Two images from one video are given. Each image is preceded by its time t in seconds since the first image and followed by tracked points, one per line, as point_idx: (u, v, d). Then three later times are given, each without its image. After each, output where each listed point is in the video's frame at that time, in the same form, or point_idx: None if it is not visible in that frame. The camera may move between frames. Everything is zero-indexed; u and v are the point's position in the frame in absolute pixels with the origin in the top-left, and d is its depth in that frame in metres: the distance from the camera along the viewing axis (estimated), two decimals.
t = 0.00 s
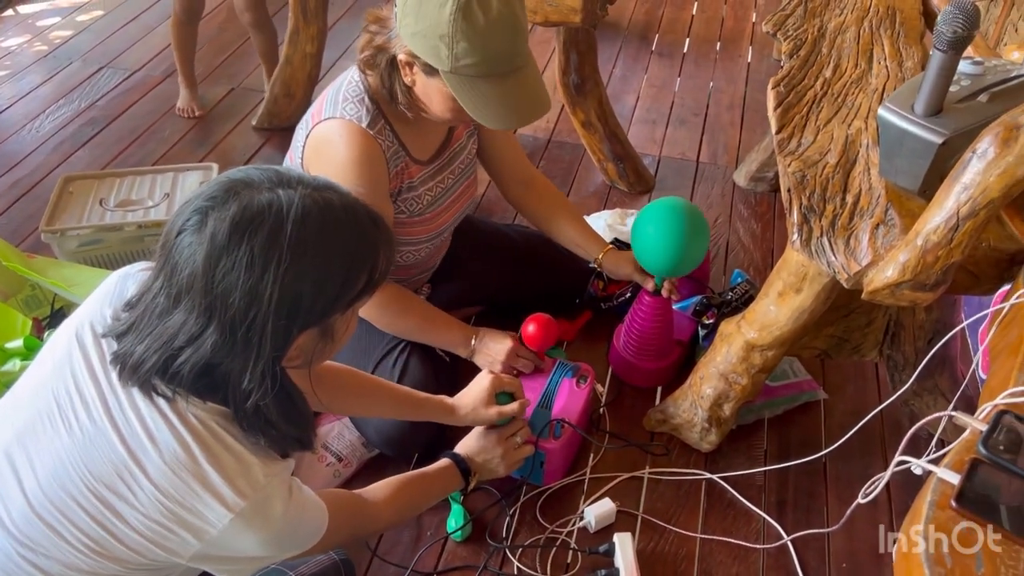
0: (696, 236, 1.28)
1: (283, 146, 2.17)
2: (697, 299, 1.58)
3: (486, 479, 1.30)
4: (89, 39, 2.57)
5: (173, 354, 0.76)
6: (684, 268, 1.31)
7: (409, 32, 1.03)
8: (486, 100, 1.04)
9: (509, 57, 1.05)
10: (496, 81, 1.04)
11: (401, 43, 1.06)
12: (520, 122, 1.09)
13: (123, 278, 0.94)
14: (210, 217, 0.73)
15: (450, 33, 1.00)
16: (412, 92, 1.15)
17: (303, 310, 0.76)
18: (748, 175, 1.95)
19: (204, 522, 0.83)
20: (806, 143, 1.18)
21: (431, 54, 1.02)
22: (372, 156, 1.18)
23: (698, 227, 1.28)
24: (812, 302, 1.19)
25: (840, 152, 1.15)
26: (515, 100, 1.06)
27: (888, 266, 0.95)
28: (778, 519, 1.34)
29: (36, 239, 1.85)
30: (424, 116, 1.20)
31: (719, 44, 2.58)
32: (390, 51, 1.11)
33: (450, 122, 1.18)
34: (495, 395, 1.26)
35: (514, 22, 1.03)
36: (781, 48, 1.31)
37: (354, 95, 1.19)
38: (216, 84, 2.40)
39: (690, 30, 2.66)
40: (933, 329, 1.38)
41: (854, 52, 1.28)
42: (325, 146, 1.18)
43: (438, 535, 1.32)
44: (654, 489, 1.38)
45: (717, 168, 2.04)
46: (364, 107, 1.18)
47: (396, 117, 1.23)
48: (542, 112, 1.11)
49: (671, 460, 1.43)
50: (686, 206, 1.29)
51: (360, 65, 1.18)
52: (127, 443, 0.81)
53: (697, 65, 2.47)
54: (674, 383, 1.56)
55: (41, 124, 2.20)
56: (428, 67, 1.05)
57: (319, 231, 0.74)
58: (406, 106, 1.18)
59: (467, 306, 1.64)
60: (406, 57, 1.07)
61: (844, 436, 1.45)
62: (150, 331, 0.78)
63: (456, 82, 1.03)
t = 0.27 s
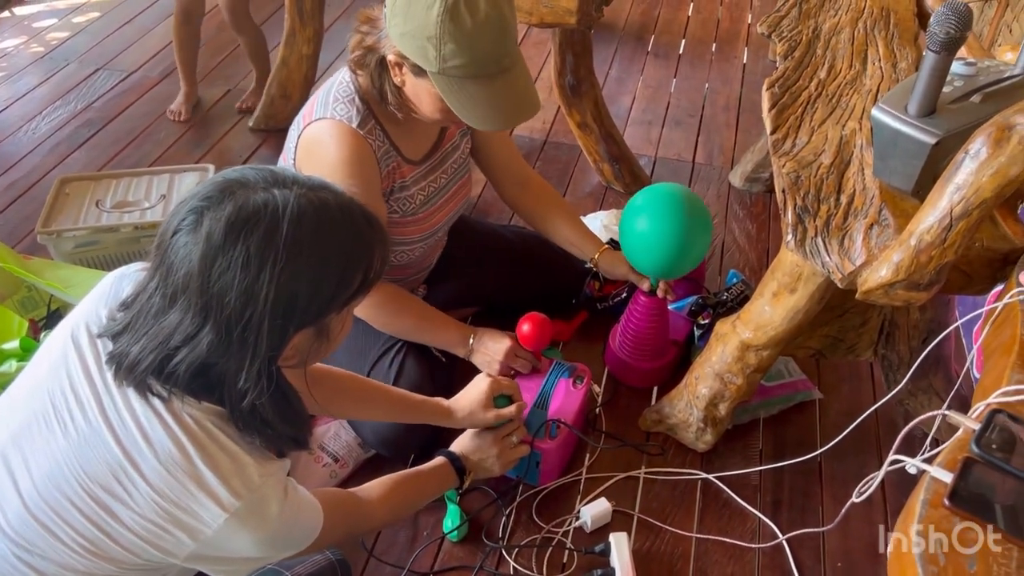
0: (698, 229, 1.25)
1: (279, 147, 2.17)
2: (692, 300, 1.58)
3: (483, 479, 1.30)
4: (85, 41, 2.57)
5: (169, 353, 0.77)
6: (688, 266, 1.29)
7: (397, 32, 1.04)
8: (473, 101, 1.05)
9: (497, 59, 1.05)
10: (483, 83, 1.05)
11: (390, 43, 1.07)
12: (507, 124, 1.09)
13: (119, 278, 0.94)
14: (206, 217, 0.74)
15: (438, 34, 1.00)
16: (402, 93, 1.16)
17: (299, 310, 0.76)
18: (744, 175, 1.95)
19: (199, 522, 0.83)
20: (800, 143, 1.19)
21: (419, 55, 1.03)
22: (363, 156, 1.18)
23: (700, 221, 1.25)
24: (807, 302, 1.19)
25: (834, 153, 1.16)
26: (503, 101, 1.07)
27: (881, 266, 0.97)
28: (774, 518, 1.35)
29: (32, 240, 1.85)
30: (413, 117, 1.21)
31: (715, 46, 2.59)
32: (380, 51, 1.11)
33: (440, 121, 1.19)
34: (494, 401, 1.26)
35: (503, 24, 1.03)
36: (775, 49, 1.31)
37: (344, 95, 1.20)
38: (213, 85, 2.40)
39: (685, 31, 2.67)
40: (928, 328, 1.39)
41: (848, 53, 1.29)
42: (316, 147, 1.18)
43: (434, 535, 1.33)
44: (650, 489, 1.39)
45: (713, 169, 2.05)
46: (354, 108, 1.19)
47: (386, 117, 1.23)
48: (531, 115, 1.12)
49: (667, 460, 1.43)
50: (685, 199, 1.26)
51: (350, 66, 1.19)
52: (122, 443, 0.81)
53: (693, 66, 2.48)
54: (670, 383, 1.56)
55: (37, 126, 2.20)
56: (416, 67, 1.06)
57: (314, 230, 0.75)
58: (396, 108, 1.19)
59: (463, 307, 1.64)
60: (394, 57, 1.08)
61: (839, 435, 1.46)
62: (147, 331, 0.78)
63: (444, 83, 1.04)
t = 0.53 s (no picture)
0: (701, 230, 1.21)
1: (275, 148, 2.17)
2: (687, 300, 1.59)
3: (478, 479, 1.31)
4: (81, 42, 2.57)
5: (163, 355, 0.77)
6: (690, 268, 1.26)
7: (385, 30, 1.04)
8: (461, 98, 1.05)
9: (484, 56, 1.05)
10: (470, 80, 1.05)
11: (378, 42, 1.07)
12: (495, 120, 1.09)
13: (113, 280, 0.94)
14: (199, 219, 0.74)
15: (424, 31, 1.00)
16: (391, 91, 1.16)
17: (293, 311, 0.76)
18: (739, 176, 1.96)
19: (194, 523, 0.83)
20: (795, 144, 1.19)
21: (405, 52, 1.03)
22: (353, 154, 1.18)
23: (702, 221, 1.21)
24: (801, 302, 1.19)
25: (828, 153, 1.16)
26: (490, 98, 1.07)
27: (876, 265, 0.97)
28: (769, 518, 1.35)
29: (28, 241, 1.85)
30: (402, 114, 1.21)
31: (710, 46, 2.59)
32: (368, 49, 1.11)
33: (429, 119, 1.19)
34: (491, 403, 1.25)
35: (489, 22, 1.04)
36: (770, 50, 1.32)
37: (333, 94, 1.20)
38: (209, 86, 2.40)
39: (681, 32, 2.68)
40: (922, 328, 1.39)
41: (842, 54, 1.29)
42: (306, 147, 1.19)
43: (430, 535, 1.33)
44: (645, 488, 1.39)
45: (709, 169, 2.06)
46: (344, 107, 1.19)
47: (376, 115, 1.23)
48: (520, 109, 1.11)
49: (663, 460, 1.44)
50: (687, 196, 1.21)
51: (339, 65, 1.19)
52: (116, 445, 0.81)
53: (689, 67, 2.48)
54: (665, 383, 1.56)
55: (33, 127, 2.20)
56: (404, 65, 1.06)
57: (307, 231, 0.75)
58: (385, 104, 1.18)
59: (459, 307, 1.64)
60: (383, 55, 1.08)
61: (834, 434, 1.46)
62: (140, 333, 0.78)
63: (431, 80, 1.04)
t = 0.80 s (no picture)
0: (688, 250, 1.20)
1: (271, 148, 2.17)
2: (684, 299, 1.60)
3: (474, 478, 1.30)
4: (76, 42, 2.57)
5: (159, 355, 0.76)
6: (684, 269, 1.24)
7: (373, 28, 1.04)
8: (449, 96, 1.05)
9: (472, 55, 1.05)
10: (458, 78, 1.05)
11: (367, 40, 1.07)
12: (485, 119, 1.10)
13: (107, 280, 0.94)
14: (196, 218, 0.73)
15: (412, 29, 1.00)
16: (382, 89, 1.16)
17: (290, 310, 0.76)
18: (735, 175, 1.96)
19: (189, 524, 0.83)
20: (790, 143, 1.19)
21: (393, 50, 1.03)
22: (346, 155, 1.18)
23: (698, 219, 1.18)
24: (797, 300, 1.19)
25: (823, 151, 1.16)
26: (478, 97, 1.07)
27: (871, 263, 0.96)
28: (765, 517, 1.35)
29: (23, 242, 1.85)
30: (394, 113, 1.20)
31: (707, 46, 2.60)
32: (358, 48, 1.11)
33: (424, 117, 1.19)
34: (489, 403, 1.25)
35: (477, 20, 1.04)
36: (766, 48, 1.31)
37: (325, 95, 1.20)
38: (204, 87, 2.40)
39: (678, 31, 2.68)
40: (918, 327, 1.37)
41: (838, 53, 1.29)
42: (299, 147, 1.19)
43: (426, 535, 1.33)
44: (642, 488, 1.39)
45: (705, 168, 2.06)
46: (336, 107, 1.19)
47: (369, 115, 1.23)
48: (511, 108, 1.14)
49: (659, 459, 1.43)
50: (684, 193, 1.18)
51: (331, 63, 1.19)
52: (111, 446, 0.81)
53: (685, 66, 2.48)
54: (661, 382, 1.56)
55: (28, 127, 2.20)
56: (394, 64, 1.06)
57: (305, 230, 0.75)
58: (376, 103, 1.18)
59: (454, 307, 1.64)
60: (373, 54, 1.08)
61: (830, 433, 1.46)
62: (135, 333, 0.77)
63: (419, 78, 1.04)
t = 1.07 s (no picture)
0: (682, 259, 1.21)
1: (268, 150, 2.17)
2: (680, 300, 1.60)
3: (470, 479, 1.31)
4: (72, 44, 2.57)
5: (154, 360, 0.76)
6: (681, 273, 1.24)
7: (373, 30, 1.04)
8: (450, 97, 1.05)
9: (472, 56, 1.05)
10: (458, 79, 1.05)
11: (366, 42, 1.07)
12: (485, 119, 1.10)
13: (101, 284, 0.94)
14: (190, 222, 0.73)
15: (411, 30, 1.00)
16: (380, 91, 1.16)
17: (285, 314, 0.76)
18: (732, 176, 1.97)
19: (184, 528, 0.83)
20: (785, 144, 1.19)
21: (393, 51, 1.03)
22: (343, 157, 1.18)
23: (693, 221, 1.18)
24: (792, 301, 1.20)
25: (819, 152, 1.16)
26: (479, 97, 1.07)
27: (865, 264, 0.96)
28: (761, 518, 1.35)
29: (19, 244, 1.85)
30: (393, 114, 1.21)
31: (703, 47, 2.60)
32: (356, 49, 1.11)
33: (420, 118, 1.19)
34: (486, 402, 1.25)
35: (476, 21, 1.04)
36: (761, 50, 1.32)
37: (324, 96, 1.20)
38: (201, 89, 2.40)
39: (674, 33, 2.68)
40: (914, 327, 1.38)
41: (833, 54, 1.30)
42: (296, 149, 1.19)
43: (423, 537, 1.33)
44: (638, 489, 1.39)
45: (701, 169, 2.06)
46: (334, 109, 1.19)
47: (366, 117, 1.23)
48: (507, 111, 1.12)
49: (656, 460, 1.44)
50: (678, 202, 1.18)
51: (329, 65, 1.19)
52: (105, 451, 0.81)
53: (681, 67, 2.49)
54: (658, 383, 1.57)
55: (24, 130, 2.20)
56: (393, 65, 1.06)
57: (300, 233, 0.75)
58: (374, 105, 1.18)
59: (451, 309, 1.64)
60: (372, 55, 1.08)
61: (826, 433, 1.47)
62: (131, 337, 0.77)
63: (419, 79, 1.04)
